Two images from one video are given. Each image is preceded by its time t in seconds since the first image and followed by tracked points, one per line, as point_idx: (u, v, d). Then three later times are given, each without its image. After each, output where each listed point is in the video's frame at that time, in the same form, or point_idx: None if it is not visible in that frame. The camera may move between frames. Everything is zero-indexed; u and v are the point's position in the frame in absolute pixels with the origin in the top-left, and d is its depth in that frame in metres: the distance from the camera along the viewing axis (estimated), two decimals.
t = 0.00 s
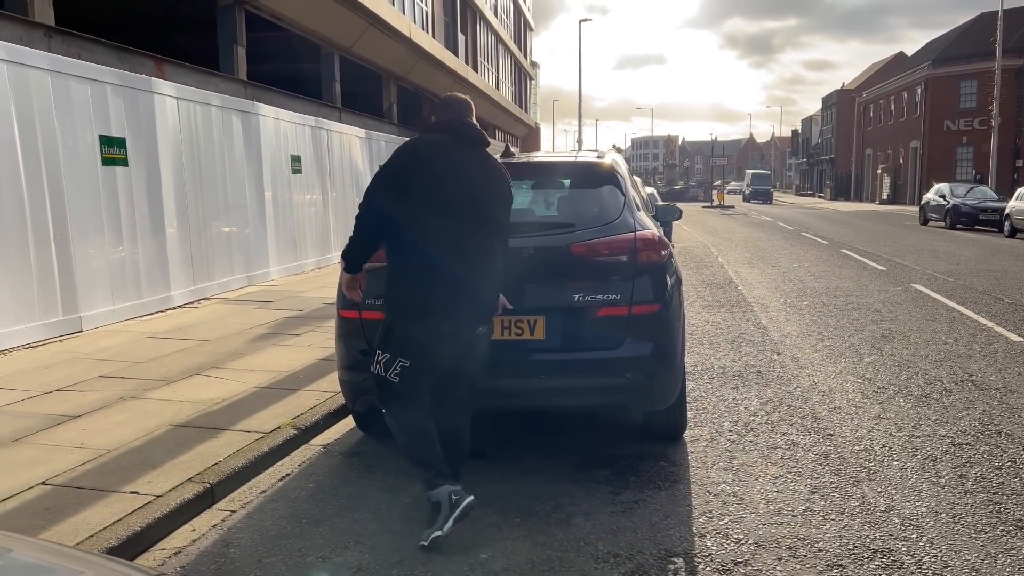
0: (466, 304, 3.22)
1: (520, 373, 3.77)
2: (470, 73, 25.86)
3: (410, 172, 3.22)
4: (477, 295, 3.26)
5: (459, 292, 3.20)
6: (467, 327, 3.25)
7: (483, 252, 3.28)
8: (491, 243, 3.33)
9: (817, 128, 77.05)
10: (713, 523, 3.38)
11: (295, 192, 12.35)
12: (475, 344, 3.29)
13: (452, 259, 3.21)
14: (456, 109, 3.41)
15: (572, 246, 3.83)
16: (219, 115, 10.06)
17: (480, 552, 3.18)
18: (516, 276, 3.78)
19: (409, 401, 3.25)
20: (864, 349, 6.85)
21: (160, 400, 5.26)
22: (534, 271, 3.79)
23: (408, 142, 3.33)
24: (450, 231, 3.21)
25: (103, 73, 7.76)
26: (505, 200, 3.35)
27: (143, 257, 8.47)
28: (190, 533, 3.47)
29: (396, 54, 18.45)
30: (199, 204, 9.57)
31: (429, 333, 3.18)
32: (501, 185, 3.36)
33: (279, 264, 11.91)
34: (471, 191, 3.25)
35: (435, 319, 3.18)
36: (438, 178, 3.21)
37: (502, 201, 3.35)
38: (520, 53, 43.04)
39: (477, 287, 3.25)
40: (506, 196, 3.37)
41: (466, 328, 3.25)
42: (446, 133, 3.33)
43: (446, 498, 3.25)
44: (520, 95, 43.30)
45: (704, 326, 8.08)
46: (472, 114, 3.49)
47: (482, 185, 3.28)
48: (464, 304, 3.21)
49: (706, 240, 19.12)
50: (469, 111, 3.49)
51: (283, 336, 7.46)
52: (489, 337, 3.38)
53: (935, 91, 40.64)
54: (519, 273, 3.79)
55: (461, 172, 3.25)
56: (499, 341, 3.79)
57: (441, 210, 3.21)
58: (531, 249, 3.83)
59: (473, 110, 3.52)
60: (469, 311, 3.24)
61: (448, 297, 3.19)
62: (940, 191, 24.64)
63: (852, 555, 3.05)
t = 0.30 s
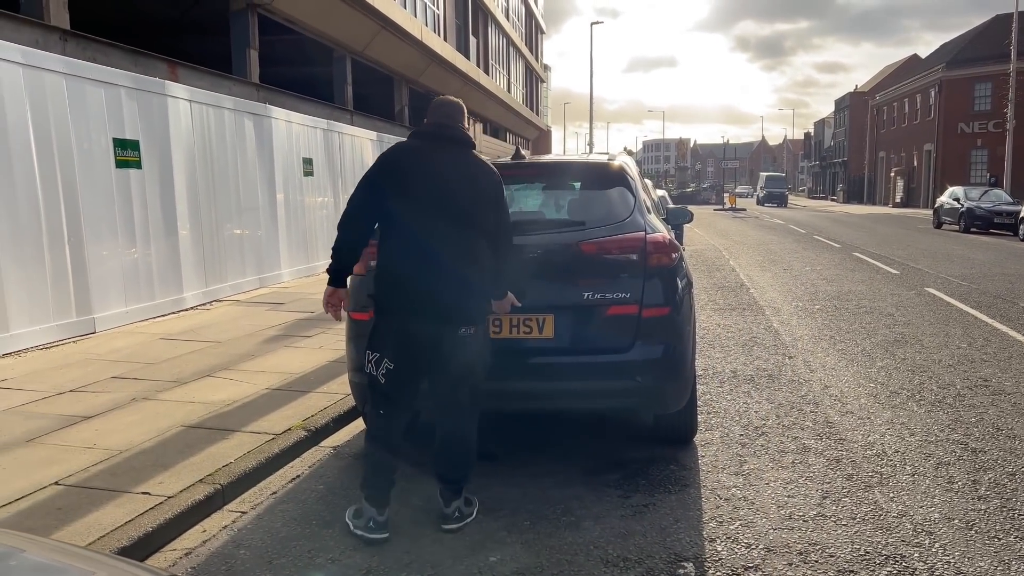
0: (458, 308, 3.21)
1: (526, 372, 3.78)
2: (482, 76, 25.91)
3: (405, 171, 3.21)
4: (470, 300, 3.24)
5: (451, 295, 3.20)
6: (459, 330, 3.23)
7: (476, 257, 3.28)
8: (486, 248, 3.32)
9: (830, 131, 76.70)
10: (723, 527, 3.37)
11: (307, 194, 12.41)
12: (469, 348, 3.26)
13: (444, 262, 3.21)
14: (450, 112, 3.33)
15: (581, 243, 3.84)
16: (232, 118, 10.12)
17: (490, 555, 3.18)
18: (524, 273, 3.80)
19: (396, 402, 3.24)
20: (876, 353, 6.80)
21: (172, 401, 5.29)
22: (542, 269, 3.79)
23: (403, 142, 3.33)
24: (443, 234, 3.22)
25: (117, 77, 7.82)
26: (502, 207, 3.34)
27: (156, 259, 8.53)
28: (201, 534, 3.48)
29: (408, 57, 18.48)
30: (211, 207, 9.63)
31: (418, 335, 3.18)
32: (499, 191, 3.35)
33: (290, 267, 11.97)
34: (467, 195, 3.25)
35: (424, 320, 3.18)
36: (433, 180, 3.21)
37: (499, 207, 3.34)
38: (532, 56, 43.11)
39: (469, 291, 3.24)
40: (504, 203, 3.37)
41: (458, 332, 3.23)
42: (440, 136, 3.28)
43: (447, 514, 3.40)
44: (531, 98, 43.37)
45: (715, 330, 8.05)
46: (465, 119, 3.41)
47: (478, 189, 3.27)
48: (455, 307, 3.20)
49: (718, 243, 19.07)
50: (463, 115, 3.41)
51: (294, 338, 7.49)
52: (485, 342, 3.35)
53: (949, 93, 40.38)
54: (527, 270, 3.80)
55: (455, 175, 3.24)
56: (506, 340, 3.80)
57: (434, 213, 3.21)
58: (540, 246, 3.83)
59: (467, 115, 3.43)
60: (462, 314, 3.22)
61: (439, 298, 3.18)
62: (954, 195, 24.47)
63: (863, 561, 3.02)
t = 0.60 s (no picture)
0: (423, 310, 3.08)
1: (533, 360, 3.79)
2: (492, 77, 25.93)
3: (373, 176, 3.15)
4: (439, 299, 3.10)
5: (420, 295, 3.08)
6: (427, 332, 3.10)
7: (446, 254, 3.11)
8: (458, 243, 3.15)
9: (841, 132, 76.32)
10: (732, 529, 3.35)
11: (317, 194, 12.44)
12: (441, 351, 3.13)
13: (408, 262, 3.09)
14: (415, 111, 3.26)
15: (589, 230, 3.86)
16: (242, 118, 10.16)
17: (497, 556, 3.18)
18: (527, 259, 3.84)
19: (381, 407, 3.24)
20: (887, 355, 6.76)
21: (183, 400, 5.32)
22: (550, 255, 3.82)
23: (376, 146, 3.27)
24: (406, 235, 3.09)
25: (129, 78, 7.88)
26: (476, 198, 3.15)
27: (167, 259, 8.58)
28: (211, 533, 3.50)
29: (418, 57, 18.50)
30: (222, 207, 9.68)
31: (388, 340, 3.12)
32: (470, 182, 3.16)
33: (300, 267, 12.01)
34: (432, 191, 3.11)
35: (393, 324, 3.11)
36: (395, 181, 3.13)
37: (472, 199, 3.14)
38: (542, 57, 43.12)
39: (438, 291, 3.09)
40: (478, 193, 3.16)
41: (427, 334, 3.10)
42: (404, 136, 3.20)
43: (455, 514, 3.40)
44: (541, 98, 43.38)
45: (725, 331, 8.02)
46: (435, 115, 3.31)
47: (444, 184, 3.12)
48: (420, 308, 3.08)
49: (728, 244, 19.00)
50: (432, 111, 3.31)
51: (304, 338, 7.51)
52: (464, 342, 3.18)
53: (962, 93, 40.11)
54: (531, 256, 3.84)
55: (418, 173, 3.12)
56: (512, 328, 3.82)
57: (396, 215, 3.11)
58: (547, 234, 3.87)
59: (437, 109, 3.33)
60: (429, 316, 3.09)
61: (404, 302, 3.08)
62: (967, 196, 24.31)
63: (873, 564, 3.01)
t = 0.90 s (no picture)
0: (385, 310, 2.90)
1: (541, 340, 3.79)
2: (500, 76, 25.94)
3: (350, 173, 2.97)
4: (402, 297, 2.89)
5: (394, 297, 2.90)
6: (393, 333, 2.92)
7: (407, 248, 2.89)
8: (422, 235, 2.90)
9: (851, 132, 75.98)
10: (737, 529, 3.35)
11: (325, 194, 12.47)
12: (408, 351, 2.94)
13: (370, 260, 2.92)
14: (383, 112, 3.06)
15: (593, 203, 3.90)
16: (251, 118, 10.19)
17: (502, 555, 3.18)
18: (529, 230, 3.87)
19: (374, 404, 3.17)
20: (896, 355, 6.73)
21: (190, 399, 5.34)
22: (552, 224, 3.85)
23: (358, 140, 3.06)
24: (367, 231, 2.91)
25: (139, 78, 7.92)
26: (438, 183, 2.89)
27: (176, 258, 8.61)
28: (217, 531, 3.52)
29: (426, 57, 18.53)
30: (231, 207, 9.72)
31: (361, 342, 3.00)
32: (429, 167, 2.89)
33: (308, 266, 12.04)
34: (390, 181, 2.89)
35: (361, 325, 2.97)
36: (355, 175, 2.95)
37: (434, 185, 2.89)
38: (550, 56, 43.08)
39: (401, 287, 2.90)
40: (440, 178, 2.90)
41: (392, 335, 2.93)
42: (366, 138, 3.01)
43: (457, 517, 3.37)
44: (549, 98, 43.34)
45: (733, 331, 8.00)
46: (406, 112, 3.07)
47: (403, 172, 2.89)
48: (381, 309, 2.91)
49: (736, 244, 18.95)
50: (406, 107, 3.08)
51: (312, 337, 7.53)
52: (437, 339, 2.97)
53: (973, 93, 39.85)
54: (532, 228, 3.87)
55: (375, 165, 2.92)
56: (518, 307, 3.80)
57: (356, 211, 2.93)
58: (550, 206, 3.92)
59: (411, 104, 3.09)
60: (393, 315, 2.91)
61: (367, 303, 2.93)
62: (978, 196, 24.17)
63: (880, 566, 2.99)
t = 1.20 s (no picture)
0: (370, 313, 2.89)
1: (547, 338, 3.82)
2: (506, 77, 25.96)
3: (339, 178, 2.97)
4: (387, 298, 2.88)
5: (383, 300, 2.88)
6: (379, 336, 2.90)
7: (393, 250, 2.87)
8: (407, 236, 2.88)
9: (858, 132, 75.74)
10: (738, 531, 3.34)
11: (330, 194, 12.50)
12: (394, 355, 2.91)
13: (356, 262, 2.91)
14: (371, 110, 3.04)
15: (592, 183, 3.99)
16: (256, 119, 10.22)
17: (502, 556, 3.18)
18: (527, 207, 3.96)
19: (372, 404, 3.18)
20: (900, 357, 6.70)
21: (194, 399, 5.36)
22: (551, 204, 3.94)
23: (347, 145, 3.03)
24: (353, 234, 2.91)
25: (144, 79, 7.95)
26: (422, 182, 2.86)
27: (181, 259, 8.65)
28: (218, 531, 3.53)
29: (432, 58, 18.55)
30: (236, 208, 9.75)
31: (353, 344, 2.99)
32: (413, 167, 2.88)
33: (313, 267, 12.07)
34: (378, 183, 2.88)
35: (350, 329, 2.97)
36: (343, 178, 2.96)
37: (418, 183, 2.86)
38: (557, 57, 43.09)
39: (386, 289, 2.88)
40: (423, 176, 2.87)
41: (378, 339, 2.91)
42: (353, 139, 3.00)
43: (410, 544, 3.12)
44: (556, 99, 43.34)
45: (737, 333, 7.99)
46: (395, 110, 3.04)
47: (387, 172, 2.88)
48: (367, 311, 2.90)
49: (742, 245, 18.90)
50: (395, 105, 3.05)
51: (316, 338, 7.55)
52: (423, 342, 2.93)
53: (982, 94, 39.69)
54: (530, 205, 3.97)
55: (361, 165, 2.92)
56: (523, 303, 3.82)
57: (343, 214, 2.94)
58: (550, 184, 4.01)
59: (402, 102, 3.06)
60: (378, 317, 2.89)
61: (354, 305, 2.92)
62: (986, 197, 24.08)
63: (880, 568, 2.98)
